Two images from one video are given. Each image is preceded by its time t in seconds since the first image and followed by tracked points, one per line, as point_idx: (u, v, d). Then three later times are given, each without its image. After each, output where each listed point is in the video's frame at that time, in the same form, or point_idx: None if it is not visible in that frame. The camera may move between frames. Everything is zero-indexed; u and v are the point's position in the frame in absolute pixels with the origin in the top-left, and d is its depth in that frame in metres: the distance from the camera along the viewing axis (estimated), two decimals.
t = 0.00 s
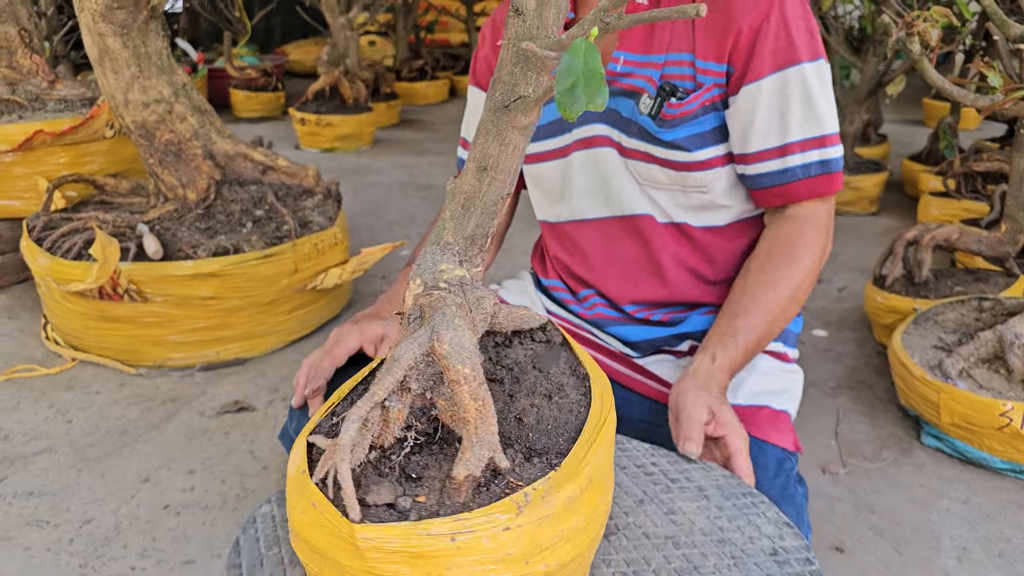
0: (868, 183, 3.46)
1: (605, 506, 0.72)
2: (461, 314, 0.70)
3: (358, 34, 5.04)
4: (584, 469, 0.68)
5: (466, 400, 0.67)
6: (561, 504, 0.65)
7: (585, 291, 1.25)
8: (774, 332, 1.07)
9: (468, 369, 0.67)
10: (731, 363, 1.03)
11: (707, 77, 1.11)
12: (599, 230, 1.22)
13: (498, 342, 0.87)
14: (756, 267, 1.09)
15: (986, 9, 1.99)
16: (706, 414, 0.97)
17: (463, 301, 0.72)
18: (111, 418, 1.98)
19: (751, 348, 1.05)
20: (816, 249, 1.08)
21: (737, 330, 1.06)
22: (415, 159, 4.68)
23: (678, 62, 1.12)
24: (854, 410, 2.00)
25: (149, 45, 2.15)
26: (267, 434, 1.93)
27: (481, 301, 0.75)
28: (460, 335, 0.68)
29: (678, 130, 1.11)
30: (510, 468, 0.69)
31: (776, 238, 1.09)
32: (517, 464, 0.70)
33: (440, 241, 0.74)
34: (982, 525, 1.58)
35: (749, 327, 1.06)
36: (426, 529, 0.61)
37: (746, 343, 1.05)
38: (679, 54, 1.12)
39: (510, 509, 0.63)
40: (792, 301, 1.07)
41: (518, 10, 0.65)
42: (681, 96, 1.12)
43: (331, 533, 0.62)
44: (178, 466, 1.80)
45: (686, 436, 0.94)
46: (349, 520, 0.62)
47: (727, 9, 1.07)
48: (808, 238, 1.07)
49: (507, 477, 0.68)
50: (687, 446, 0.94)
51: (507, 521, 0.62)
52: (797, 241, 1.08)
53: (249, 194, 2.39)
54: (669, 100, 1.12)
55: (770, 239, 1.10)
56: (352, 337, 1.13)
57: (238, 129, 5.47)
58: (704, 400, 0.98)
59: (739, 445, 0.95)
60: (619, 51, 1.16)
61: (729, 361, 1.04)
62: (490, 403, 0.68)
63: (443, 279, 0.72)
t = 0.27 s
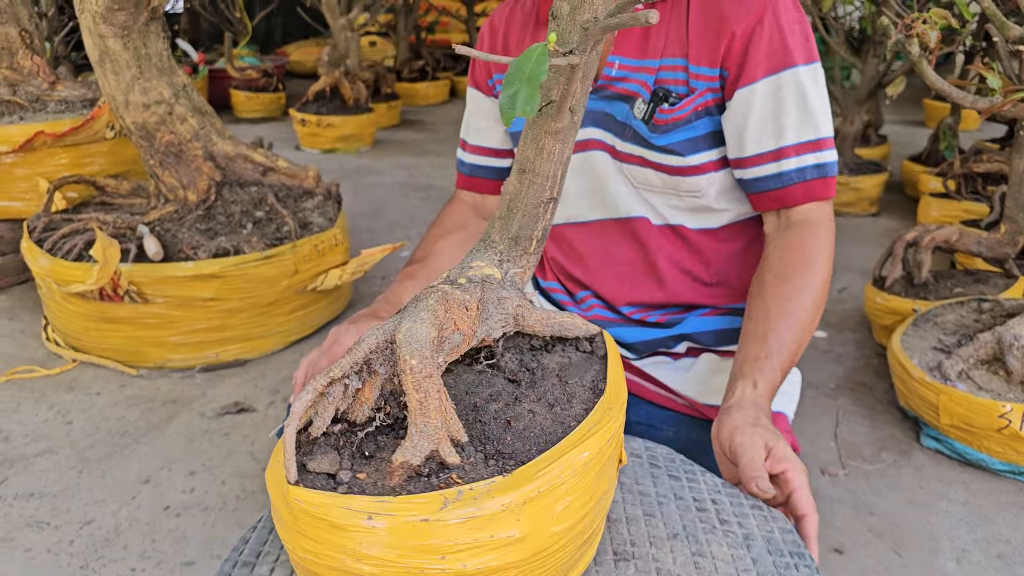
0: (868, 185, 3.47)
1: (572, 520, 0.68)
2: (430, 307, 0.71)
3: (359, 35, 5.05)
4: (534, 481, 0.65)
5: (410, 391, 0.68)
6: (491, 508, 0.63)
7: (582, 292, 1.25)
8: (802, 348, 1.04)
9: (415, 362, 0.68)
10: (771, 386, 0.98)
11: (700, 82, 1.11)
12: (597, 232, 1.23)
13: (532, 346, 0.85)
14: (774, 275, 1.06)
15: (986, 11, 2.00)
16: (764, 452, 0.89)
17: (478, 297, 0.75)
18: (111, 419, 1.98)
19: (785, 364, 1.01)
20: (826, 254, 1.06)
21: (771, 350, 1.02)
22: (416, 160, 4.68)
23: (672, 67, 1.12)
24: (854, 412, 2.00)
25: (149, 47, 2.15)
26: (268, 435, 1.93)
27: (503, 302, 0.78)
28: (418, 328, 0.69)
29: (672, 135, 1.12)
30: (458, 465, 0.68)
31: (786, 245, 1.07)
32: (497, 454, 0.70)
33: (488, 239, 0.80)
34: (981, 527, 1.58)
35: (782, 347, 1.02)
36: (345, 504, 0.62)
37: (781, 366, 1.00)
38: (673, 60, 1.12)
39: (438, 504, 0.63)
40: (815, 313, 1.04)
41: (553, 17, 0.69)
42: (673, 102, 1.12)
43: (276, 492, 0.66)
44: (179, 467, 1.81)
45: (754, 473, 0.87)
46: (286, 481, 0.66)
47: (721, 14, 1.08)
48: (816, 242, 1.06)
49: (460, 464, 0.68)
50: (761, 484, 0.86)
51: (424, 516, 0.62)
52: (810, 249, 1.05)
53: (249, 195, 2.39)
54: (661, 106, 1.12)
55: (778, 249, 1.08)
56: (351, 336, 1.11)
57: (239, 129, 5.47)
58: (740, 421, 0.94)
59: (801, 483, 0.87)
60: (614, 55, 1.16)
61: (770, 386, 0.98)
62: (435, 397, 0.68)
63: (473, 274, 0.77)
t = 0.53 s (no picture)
0: (868, 186, 3.47)
1: (535, 524, 0.64)
2: (413, 298, 0.70)
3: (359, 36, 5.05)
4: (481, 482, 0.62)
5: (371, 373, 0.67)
6: (424, 499, 0.61)
7: (581, 296, 1.26)
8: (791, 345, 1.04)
9: (377, 347, 0.67)
10: (756, 382, 0.98)
11: (697, 82, 1.11)
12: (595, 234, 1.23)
13: (567, 357, 0.81)
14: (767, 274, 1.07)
15: (985, 12, 2.00)
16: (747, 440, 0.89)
17: (498, 296, 0.74)
18: (111, 420, 1.98)
19: (772, 361, 1.02)
20: (820, 255, 1.06)
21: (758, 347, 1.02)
22: (416, 161, 4.68)
23: (669, 67, 1.12)
24: (852, 412, 2.01)
25: (149, 48, 2.15)
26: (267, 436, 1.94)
27: (525, 304, 0.76)
28: (391, 316, 0.69)
29: (669, 135, 1.12)
30: (416, 452, 0.66)
31: (781, 244, 1.08)
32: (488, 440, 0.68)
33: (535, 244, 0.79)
34: (979, 528, 1.58)
35: (768, 344, 1.02)
36: (299, 464, 0.64)
37: (766, 364, 1.01)
38: (670, 59, 1.12)
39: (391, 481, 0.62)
40: (805, 312, 1.05)
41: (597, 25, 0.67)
42: (670, 103, 1.11)
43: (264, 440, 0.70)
44: (178, 468, 1.81)
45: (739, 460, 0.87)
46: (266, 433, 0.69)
47: (718, 14, 1.08)
48: (809, 242, 1.06)
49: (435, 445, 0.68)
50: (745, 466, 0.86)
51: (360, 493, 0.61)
52: (804, 250, 1.05)
53: (249, 196, 2.39)
54: (658, 106, 1.11)
55: (772, 249, 1.08)
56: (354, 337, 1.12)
57: (239, 130, 5.48)
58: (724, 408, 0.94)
59: (780, 472, 0.87)
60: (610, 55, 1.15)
61: (756, 381, 0.99)
62: (390, 382, 0.67)
63: (502, 275, 0.76)
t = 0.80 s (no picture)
0: (868, 186, 3.47)
1: (500, 525, 0.62)
2: (411, 289, 0.72)
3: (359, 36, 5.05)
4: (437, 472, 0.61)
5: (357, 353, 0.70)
6: (379, 479, 0.62)
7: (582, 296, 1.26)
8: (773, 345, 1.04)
9: (364, 330, 0.69)
10: (732, 376, 0.98)
11: (697, 81, 1.10)
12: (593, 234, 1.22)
13: (593, 369, 0.79)
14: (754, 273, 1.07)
15: (984, 13, 1.99)
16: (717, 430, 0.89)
17: (516, 297, 0.74)
18: (109, 421, 1.98)
19: (752, 358, 1.01)
20: (809, 257, 1.07)
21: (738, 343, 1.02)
22: (416, 161, 4.68)
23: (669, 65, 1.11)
24: (851, 413, 2.01)
25: (148, 49, 2.15)
26: (266, 437, 1.94)
27: (544, 310, 0.74)
28: (384, 301, 0.71)
29: (667, 134, 1.12)
30: (392, 434, 0.67)
31: (771, 243, 1.09)
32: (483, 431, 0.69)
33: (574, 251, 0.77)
34: (978, 529, 1.58)
35: (748, 342, 1.02)
36: (292, 429, 0.68)
37: (746, 358, 1.00)
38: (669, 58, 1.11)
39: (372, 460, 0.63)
40: (790, 308, 1.05)
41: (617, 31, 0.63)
42: (670, 101, 1.11)
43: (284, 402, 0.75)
44: (177, 469, 1.81)
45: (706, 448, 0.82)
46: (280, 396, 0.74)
47: (718, 15, 1.08)
48: (799, 244, 1.06)
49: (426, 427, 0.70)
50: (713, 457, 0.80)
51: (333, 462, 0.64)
52: (794, 250, 1.06)
53: (248, 196, 2.39)
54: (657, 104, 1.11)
55: (763, 248, 1.09)
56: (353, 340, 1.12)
57: (239, 130, 5.48)
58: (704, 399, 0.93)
59: (749, 467, 0.87)
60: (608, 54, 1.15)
61: (732, 377, 0.98)
62: (370, 364, 0.68)
63: (529, 277, 0.75)
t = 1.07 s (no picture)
0: (867, 187, 3.47)
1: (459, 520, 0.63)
2: (420, 280, 0.76)
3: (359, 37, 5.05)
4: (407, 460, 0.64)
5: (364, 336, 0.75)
6: (352, 456, 0.66)
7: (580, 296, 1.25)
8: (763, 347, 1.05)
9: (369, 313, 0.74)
10: (720, 376, 0.99)
11: (700, 83, 1.10)
12: (591, 234, 1.22)
13: (610, 384, 0.77)
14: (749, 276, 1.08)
15: (983, 14, 2.00)
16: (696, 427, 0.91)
17: (533, 299, 0.75)
18: (109, 421, 1.98)
19: (741, 360, 1.02)
20: (805, 262, 1.07)
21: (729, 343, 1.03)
22: (417, 161, 4.68)
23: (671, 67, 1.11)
24: (851, 414, 2.01)
25: (148, 49, 2.16)
26: (266, 437, 1.94)
27: (559, 315, 0.75)
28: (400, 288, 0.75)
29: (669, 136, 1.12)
30: (385, 416, 0.71)
31: (765, 248, 1.09)
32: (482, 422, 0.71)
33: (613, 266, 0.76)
34: (977, 529, 1.58)
35: (739, 342, 1.03)
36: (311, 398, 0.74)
37: (734, 358, 1.01)
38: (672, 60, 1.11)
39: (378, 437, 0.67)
40: (783, 313, 1.05)
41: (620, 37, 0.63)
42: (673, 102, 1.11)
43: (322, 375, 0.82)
44: (176, 468, 1.81)
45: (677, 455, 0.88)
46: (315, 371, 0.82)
47: (720, 18, 1.07)
48: (795, 250, 1.07)
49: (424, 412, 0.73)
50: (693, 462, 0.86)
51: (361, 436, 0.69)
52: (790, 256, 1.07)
53: (248, 197, 2.39)
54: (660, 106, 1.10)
55: (759, 252, 1.10)
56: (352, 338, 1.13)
57: (240, 131, 5.48)
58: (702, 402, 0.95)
59: (728, 462, 0.90)
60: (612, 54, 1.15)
61: (721, 379, 0.99)
62: (371, 346, 0.73)
63: (552, 281, 0.77)
